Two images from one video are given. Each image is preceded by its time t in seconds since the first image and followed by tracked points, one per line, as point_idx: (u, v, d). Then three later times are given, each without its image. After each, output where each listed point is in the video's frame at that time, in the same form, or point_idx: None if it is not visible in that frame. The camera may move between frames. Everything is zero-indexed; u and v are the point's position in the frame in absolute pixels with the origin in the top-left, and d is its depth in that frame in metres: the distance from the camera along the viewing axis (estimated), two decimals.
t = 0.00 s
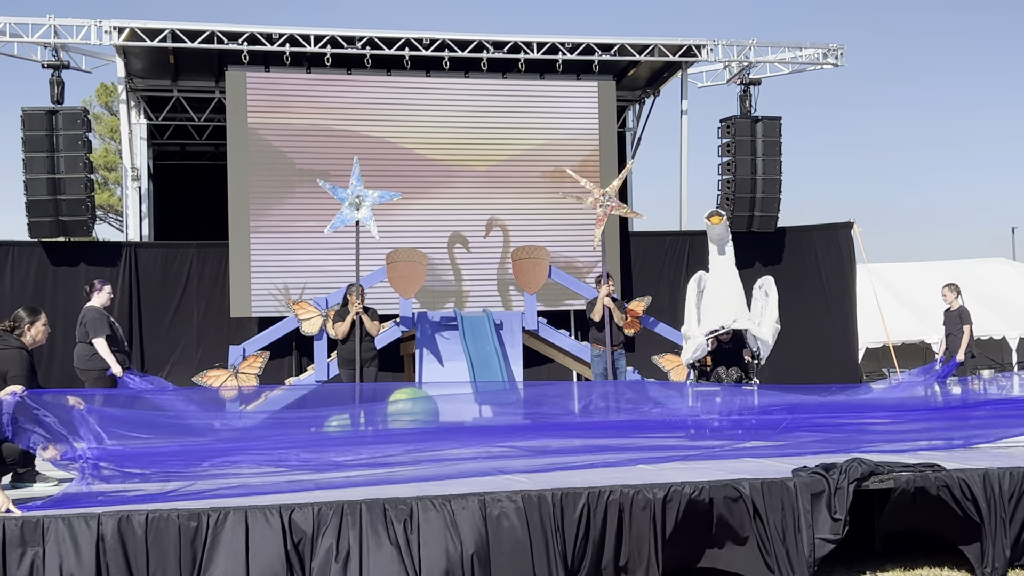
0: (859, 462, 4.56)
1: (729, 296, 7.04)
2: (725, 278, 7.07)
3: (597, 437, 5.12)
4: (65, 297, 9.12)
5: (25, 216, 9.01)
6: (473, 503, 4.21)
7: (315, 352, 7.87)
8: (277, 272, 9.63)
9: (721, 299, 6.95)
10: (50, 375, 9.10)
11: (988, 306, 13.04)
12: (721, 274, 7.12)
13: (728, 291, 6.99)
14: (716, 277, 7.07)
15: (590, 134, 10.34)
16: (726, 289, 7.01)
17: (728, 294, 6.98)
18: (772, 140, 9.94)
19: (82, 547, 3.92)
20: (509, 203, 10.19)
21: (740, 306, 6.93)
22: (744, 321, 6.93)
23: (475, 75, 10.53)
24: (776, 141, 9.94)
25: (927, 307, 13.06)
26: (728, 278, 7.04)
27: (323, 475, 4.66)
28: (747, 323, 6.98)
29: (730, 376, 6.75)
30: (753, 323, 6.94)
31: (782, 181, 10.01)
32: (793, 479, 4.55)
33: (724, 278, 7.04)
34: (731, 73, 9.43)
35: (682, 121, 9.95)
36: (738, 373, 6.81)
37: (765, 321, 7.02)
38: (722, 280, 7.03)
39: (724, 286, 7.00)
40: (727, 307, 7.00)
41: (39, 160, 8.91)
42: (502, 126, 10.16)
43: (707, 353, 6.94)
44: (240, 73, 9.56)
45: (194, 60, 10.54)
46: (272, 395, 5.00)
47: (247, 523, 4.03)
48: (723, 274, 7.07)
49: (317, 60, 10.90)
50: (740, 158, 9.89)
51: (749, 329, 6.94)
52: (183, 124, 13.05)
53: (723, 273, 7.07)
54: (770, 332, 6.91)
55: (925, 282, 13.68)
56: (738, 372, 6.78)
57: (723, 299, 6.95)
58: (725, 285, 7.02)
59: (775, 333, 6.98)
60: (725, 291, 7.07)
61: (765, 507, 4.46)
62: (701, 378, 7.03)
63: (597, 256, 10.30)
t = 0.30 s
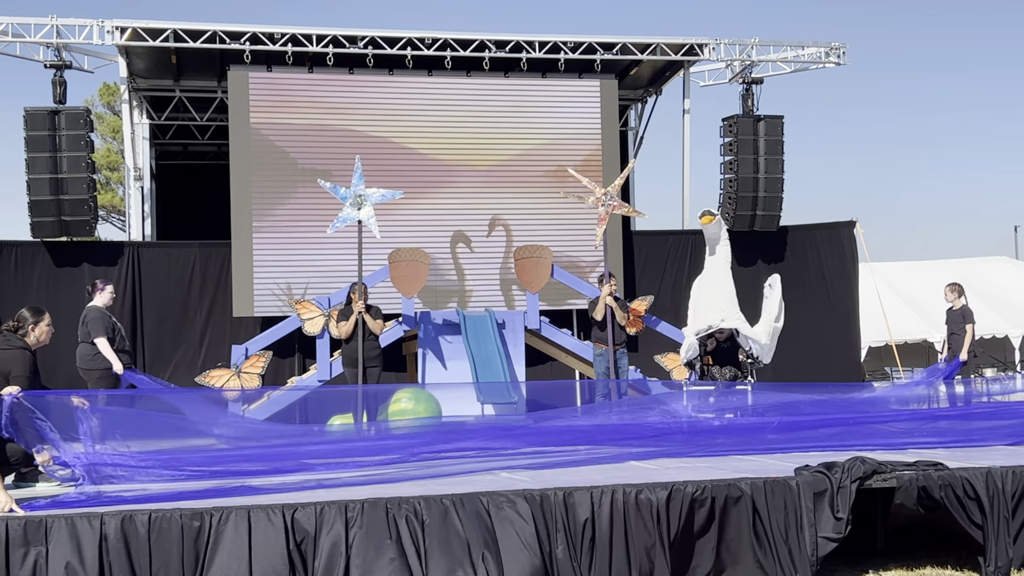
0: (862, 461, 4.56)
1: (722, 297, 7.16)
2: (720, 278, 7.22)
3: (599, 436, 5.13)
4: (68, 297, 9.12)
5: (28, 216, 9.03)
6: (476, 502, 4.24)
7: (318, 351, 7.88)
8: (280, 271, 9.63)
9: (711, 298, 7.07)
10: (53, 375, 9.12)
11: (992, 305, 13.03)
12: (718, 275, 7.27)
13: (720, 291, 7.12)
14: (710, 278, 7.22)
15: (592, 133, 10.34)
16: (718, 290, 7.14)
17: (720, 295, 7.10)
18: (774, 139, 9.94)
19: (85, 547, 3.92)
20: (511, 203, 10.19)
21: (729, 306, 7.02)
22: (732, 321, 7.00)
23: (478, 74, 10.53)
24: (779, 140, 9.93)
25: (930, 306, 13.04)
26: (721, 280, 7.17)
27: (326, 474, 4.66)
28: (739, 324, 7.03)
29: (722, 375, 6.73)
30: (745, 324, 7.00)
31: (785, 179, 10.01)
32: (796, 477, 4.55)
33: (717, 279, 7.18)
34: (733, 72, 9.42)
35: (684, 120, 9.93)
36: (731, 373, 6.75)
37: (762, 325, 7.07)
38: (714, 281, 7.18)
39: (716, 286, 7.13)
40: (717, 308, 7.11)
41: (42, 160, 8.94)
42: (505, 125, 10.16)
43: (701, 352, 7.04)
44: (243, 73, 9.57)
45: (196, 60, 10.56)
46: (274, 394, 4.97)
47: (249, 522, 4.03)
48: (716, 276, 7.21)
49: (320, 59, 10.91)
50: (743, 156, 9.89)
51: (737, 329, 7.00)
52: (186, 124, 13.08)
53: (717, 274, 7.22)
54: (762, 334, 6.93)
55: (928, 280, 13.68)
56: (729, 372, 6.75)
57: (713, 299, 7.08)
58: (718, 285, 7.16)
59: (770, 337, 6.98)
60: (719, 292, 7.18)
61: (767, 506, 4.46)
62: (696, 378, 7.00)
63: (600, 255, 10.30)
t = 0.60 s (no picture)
0: (869, 459, 4.56)
1: (718, 295, 7.24)
2: (717, 274, 7.30)
3: (605, 434, 5.14)
4: (76, 298, 9.15)
5: (36, 216, 9.06)
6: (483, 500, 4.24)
7: (325, 350, 7.88)
8: (287, 271, 9.65)
9: (704, 296, 7.19)
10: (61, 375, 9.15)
11: (1000, 302, 13.00)
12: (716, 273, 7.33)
13: (715, 289, 7.20)
14: (705, 275, 7.31)
15: (598, 132, 10.33)
16: (713, 288, 7.22)
17: (715, 293, 7.19)
18: (781, 136, 9.93)
19: (93, 547, 3.93)
20: (518, 201, 10.20)
21: (719, 305, 7.10)
22: (723, 319, 7.09)
23: (484, 72, 10.53)
24: (785, 138, 9.93)
25: (937, 303, 13.04)
26: (717, 278, 7.24)
27: (333, 473, 4.67)
28: (731, 322, 7.10)
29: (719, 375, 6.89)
30: (737, 322, 7.08)
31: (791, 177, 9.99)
32: (803, 475, 4.57)
33: (712, 277, 7.26)
34: (740, 70, 9.41)
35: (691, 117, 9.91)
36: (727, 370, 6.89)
37: (759, 323, 7.12)
38: (710, 279, 7.26)
39: (710, 284, 7.23)
40: (711, 307, 7.21)
41: (50, 160, 8.96)
42: (511, 124, 10.16)
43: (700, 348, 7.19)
44: (249, 73, 9.58)
45: (203, 60, 10.57)
46: (281, 394, 4.91)
47: (257, 521, 4.03)
48: (713, 274, 7.29)
49: (326, 59, 10.92)
50: (749, 154, 9.88)
51: (729, 327, 7.09)
52: (193, 124, 13.10)
53: (713, 272, 7.28)
54: (753, 332, 6.99)
55: (936, 277, 13.65)
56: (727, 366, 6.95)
57: (704, 298, 7.19)
58: (714, 283, 7.23)
59: (764, 335, 7.02)
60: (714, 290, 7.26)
61: (775, 503, 4.46)
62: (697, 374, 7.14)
63: (607, 254, 10.30)
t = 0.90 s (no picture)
0: (881, 457, 4.55)
1: (716, 295, 7.44)
2: (716, 274, 7.61)
3: (617, 433, 5.12)
4: (88, 297, 9.18)
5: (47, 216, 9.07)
6: (495, 500, 4.25)
7: (336, 349, 7.88)
8: (298, 269, 9.66)
9: (701, 296, 7.42)
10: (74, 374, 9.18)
11: (1013, 301, 12.95)
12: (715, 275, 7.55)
13: (712, 289, 7.43)
14: (705, 276, 7.59)
15: (608, 130, 10.32)
16: (710, 288, 7.46)
17: (712, 292, 7.41)
18: (792, 134, 9.90)
19: (105, 545, 3.93)
20: (529, 200, 10.19)
21: (713, 304, 7.30)
22: (716, 317, 7.23)
23: (494, 71, 10.53)
24: (796, 136, 9.90)
25: (949, 300, 13.01)
26: (714, 278, 7.46)
27: (343, 473, 4.67)
28: (726, 321, 7.18)
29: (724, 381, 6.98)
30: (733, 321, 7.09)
31: (802, 175, 9.97)
32: (814, 474, 4.57)
33: (710, 277, 7.50)
34: (750, 68, 9.39)
35: (701, 116, 9.89)
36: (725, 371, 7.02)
37: (760, 322, 7.01)
38: (708, 279, 7.50)
39: (706, 284, 7.47)
40: (708, 307, 7.39)
41: (61, 160, 8.99)
42: (520, 122, 10.15)
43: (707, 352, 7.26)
44: (260, 73, 9.60)
45: (214, 60, 10.59)
46: (292, 392, 4.90)
47: (269, 519, 4.04)
48: (711, 274, 7.55)
49: (337, 58, 10.93)
50: (760, 152, 9.86)
51: (723, 326, 7.17)
52: (204, 124, 13.13)
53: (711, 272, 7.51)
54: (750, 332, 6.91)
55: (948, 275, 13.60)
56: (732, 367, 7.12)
57: (700, 299, 7.43)
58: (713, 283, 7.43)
59: (761, 334, 6.90)
60: (712, 289, 7.45)
61: (788, 502, 4.45)
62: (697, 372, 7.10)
63: (617, 252, 10.29)
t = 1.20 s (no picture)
0: (886, 457, 4.55)
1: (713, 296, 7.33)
2: (717, 273, 7.51)
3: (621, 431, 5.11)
4: (93, 297, 9.20)
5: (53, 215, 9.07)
6: (500, 500, 4.24)
7: (342, 349, 7.87)
8: (303, 269, 9.67)
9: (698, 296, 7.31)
10: (80, 374, 9.19)
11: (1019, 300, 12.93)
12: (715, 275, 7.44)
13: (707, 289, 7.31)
14: (704, 276, 7.43)
15: (612, 130, 10.31)
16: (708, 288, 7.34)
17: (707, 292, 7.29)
18: (797, 133, 9.89)
19: (111, 545, 3.94)
20: (533, 200, 10.19)
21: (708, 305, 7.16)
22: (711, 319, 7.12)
23: (499, 71, 10.53)
24: (801, 135, 9.89)
25: (954, 299, 13.01)
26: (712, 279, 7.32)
27: (348, 473, 4.68)
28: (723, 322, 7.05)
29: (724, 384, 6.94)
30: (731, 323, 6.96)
31: (808, 174, 9.96)
32: (819, 474, 4.56)
33: (708, 278, 7.40)
34: (756, 67, 9.39)
35: (706, 115, 9.88)
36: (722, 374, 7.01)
37: (760, 322, 6.85)
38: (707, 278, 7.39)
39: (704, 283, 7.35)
40: (703, 307, 7.24)
41: (67, 160, 8.99)
42: (525, 122, 10.16)
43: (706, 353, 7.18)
44: (265, 73, 9.60)
45: (219, 60, 10.60)
46: (297, 390, 4.89)
47: (274, 519, 4.04)
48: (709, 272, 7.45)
49: (342, 58, 10.94)
50: (765, 151, 9.85)
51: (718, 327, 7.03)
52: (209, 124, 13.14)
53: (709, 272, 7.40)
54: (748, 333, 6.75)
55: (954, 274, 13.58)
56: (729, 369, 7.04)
57: (696, 298, 7.28)
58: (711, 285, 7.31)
59: (759, 334, 6.76)
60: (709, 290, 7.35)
61: (793, 502, 4.45)
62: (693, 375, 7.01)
63: (622, 252, 10.28)
